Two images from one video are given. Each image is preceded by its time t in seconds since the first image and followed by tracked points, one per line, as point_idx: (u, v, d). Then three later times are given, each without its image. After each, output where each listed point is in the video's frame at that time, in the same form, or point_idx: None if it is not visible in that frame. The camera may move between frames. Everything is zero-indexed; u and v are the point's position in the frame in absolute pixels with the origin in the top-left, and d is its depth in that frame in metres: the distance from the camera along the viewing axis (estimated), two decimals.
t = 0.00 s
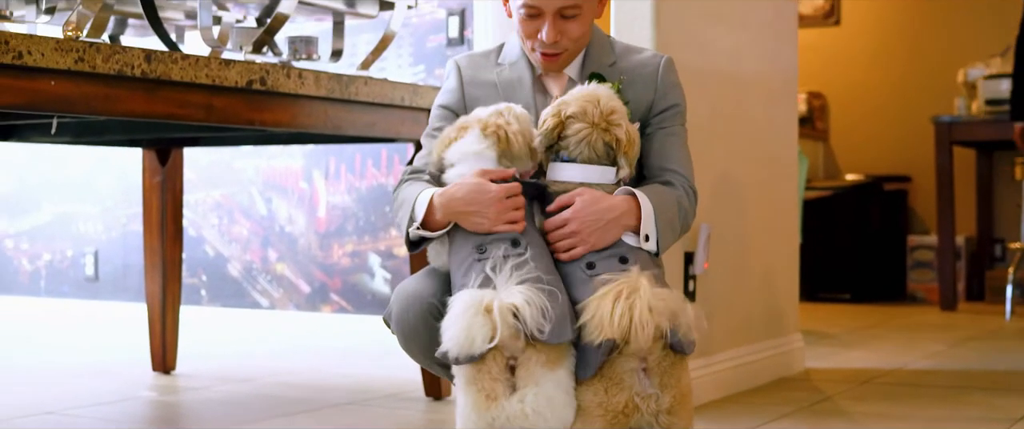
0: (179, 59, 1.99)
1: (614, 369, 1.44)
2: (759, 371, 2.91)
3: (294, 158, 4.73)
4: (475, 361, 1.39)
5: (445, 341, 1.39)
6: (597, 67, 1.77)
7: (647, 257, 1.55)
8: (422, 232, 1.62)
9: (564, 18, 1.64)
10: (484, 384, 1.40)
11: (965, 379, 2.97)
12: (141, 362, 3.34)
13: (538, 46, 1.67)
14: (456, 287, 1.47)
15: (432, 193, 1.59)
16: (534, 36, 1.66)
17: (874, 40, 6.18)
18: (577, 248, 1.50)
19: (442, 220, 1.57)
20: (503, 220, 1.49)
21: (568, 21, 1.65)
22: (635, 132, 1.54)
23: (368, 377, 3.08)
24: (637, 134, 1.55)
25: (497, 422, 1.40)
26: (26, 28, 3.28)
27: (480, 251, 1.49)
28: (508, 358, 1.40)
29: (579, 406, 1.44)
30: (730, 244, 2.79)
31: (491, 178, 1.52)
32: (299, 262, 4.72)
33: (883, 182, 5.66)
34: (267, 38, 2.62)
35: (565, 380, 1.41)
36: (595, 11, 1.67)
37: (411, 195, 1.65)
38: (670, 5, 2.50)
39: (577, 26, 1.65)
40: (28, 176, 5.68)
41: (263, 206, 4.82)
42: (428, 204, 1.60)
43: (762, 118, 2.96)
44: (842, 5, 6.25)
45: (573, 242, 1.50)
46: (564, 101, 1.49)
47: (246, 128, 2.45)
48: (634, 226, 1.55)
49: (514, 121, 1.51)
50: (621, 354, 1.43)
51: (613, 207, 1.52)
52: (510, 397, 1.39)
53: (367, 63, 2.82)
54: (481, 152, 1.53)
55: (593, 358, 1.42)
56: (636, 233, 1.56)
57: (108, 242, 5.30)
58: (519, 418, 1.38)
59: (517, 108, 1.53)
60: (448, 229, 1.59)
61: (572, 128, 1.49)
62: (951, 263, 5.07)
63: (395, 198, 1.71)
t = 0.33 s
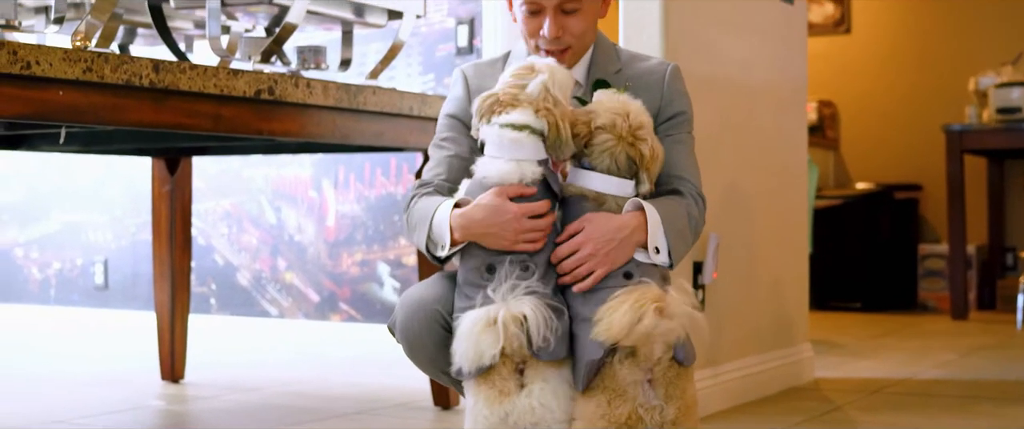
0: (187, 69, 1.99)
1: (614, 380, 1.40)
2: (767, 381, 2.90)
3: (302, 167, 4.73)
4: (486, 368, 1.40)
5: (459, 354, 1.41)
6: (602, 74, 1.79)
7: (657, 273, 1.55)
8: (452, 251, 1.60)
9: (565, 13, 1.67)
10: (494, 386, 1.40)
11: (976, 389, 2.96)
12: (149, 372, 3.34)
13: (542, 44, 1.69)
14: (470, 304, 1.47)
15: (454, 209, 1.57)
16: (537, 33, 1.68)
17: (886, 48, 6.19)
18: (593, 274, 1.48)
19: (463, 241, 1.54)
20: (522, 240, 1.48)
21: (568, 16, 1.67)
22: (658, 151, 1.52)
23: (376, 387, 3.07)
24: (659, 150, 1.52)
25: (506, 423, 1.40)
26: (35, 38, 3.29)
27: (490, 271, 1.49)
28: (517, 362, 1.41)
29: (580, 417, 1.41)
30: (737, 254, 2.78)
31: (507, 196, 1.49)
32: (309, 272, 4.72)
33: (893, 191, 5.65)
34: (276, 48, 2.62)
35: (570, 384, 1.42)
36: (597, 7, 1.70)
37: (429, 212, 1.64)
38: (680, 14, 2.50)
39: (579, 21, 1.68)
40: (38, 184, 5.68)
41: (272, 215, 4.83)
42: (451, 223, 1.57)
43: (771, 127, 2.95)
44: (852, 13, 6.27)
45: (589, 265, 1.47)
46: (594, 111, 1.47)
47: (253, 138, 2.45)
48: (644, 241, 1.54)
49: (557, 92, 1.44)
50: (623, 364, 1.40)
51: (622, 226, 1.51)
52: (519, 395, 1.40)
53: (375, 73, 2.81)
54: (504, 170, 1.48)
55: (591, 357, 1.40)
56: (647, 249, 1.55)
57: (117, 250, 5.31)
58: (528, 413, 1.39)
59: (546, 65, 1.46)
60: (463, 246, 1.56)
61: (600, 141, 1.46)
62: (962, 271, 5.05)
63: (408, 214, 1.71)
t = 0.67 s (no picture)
0: (198, 79, 2.00)
1: (629, 387, 1.40)
2: (777, 390, 2.90)
3: (314, 175, 4.74)
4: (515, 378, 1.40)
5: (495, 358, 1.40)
6: (614, 87, 1.80)
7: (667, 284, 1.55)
8: (459, 260, 1.63)
9: (586, 28, 1.68)
10: (522, 399, 1.41)
11: (987, 397, 2.96)
12: (162, 380, 3.35)
13: (562, 58, 1.70)
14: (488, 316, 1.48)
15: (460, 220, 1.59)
16: (558, 47, 1.69)
17: (898, 57, 6.20)
18: (598, 273, 1.47)
19: (469, 252, 1.56)
20: (524, 257, 1.47)
21: (590, 30, 1.68)
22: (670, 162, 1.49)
23: (387, 396, 3.08)
24: (672, 161, 1.50)
25: None
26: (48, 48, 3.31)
27: (498, 280, 1.50)
28: (547, 377, 1.41)
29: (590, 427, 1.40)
30: (748, 264, 2.78)
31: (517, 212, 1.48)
32: (320, 280, 4.73)
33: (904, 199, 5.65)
34: (287, 58, 2.63)
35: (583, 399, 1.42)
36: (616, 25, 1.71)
37: (439, 218, 1.65)
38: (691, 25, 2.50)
39: (599, 37, 1.68)
40: (51, 193, 5.71)
41: (284, 223, 4.84)
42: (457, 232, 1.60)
43: (782, 136, 2.96)
44: (864, 21, 6.28)
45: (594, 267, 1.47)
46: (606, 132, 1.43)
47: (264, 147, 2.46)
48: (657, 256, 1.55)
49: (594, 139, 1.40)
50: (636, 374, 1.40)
51: (636, 237, 1.50)
52: (545, 412, 1.41)
53: (386, 82, 2.82)
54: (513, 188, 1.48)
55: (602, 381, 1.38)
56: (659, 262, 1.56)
57: (130, 258, 5.33)
58: None
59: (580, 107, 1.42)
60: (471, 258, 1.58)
61: (614, 159, 1.44)
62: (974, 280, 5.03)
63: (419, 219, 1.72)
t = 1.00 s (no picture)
0: (207, 87, 2.00)
1: (629, 396, 1.41)
2: (787, 397, 2.90)
3: (325, 183, 4.75)
4: (512, 385, 1.39)
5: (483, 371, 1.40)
6: (626, 95, 1.80)
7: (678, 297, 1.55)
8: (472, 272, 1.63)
9: (602, 34, 1.68)
10: (517, 407, 1.41)
11: (998, 405, 2.96)
12: (173, 386, 3.36)
13: (576, 65, 1.70)
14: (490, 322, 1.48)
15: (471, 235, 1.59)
16: (572, 54, 1.69)
17: (910, 63, 6.21)
18: (611, 282, 1.47)
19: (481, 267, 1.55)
20: (538, 268, 1.46)
21: (605, 37, 1.68)
22: (684, 173, 1.49)
23: (396, 403, 3.08)
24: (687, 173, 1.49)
25: None
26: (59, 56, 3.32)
27: (512, 290, 1.50)
28: (541, 384, 1.41)
29: None
30: (757, 272, 2.78)
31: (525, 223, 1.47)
32: (331, 287, 4.74)
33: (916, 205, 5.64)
34: (296, 65, 2.63)
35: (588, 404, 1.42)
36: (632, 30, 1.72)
37: (451, 233, 1.65)
38: (700, 32, 2.51)
39: (615, 43, 1.69)
40: (63, 200, 5.73)
41: (294, 230, 4.85)
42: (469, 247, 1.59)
43: (791, 143, 2.96)
44: (876, 28, 6.31)
45: (608, 274, 1.46)
46: (616, 147, 1.42)
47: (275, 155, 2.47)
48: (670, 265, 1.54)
49: (584, 119, 1.42)
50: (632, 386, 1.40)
51: (654, 245, 1.50)
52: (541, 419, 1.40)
53: (396, 89, 2.83)
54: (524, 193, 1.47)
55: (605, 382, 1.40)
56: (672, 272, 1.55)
57: (141, 265, 5.35)
58: None
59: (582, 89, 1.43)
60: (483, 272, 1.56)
61: (627, 176, 1.43)
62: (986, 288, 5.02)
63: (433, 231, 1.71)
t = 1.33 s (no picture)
0: (212, 96, 1.98)
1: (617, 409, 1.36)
2: (795, 405, 2.90)
3: (332, 189, 4.75)
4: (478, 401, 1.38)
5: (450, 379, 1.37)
6: (633, 104, 1.79)
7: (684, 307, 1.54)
8: (468, 275, 1.60)
9: (604, 43, 1.67)
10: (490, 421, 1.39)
11: (1006, 412, 2.95)
12: (180, 394, 3.36)
13: (578, 73, 1.70)
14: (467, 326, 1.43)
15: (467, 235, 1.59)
16: (576, 63, 1.68)
17: (919, 67, 6.27)
18: (618, 287, 1.40)
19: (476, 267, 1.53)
20: (525, 274, 1.40)
21: (607, 46, 1.67)
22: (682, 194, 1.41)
23: (403, 410, 3.08)
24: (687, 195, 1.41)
25: None
26: (68, 64, 3.33)
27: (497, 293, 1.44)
28: (509, 397, 1.39)
29: None
30: (764, 279, 2.78)
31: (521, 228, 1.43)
32: (339, 294, 4.75)
33: (925, 212, 5.64)
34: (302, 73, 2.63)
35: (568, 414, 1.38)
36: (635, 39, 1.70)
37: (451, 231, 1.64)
38: (707, 37, 2.50)
39: (617, 52, 1.68)
40: (72, 208, 5.73)
41: (302, 237, 4.85)
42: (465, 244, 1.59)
43: (799, 150, 2.95)
44: (885, 34, 6.36)
45: (612, 279, 1.40)
46: (616, 156, 1.39)
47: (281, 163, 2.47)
48: (676, 268, 1.51)
49: (593, 123, 1.36)
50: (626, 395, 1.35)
51: (656, 254, 1.47)
52: None
53: (403, 97, 2.83)
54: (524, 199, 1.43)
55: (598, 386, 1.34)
56: (678, 282, 1.54)
57: (150, 272, 5.37)
58: None
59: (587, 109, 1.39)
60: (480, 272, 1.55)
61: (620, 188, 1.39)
62: (996, 294, 5.01)
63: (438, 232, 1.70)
